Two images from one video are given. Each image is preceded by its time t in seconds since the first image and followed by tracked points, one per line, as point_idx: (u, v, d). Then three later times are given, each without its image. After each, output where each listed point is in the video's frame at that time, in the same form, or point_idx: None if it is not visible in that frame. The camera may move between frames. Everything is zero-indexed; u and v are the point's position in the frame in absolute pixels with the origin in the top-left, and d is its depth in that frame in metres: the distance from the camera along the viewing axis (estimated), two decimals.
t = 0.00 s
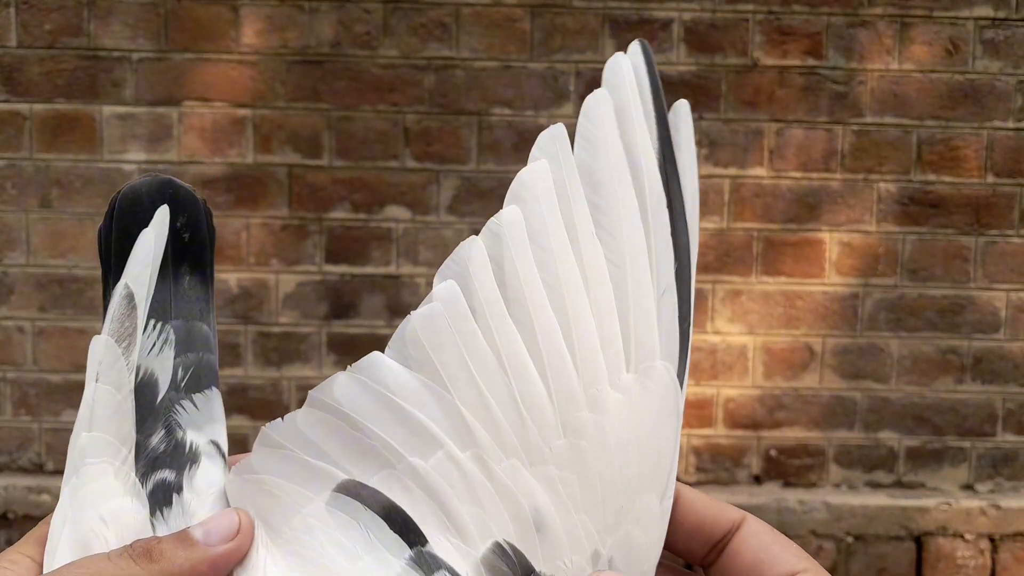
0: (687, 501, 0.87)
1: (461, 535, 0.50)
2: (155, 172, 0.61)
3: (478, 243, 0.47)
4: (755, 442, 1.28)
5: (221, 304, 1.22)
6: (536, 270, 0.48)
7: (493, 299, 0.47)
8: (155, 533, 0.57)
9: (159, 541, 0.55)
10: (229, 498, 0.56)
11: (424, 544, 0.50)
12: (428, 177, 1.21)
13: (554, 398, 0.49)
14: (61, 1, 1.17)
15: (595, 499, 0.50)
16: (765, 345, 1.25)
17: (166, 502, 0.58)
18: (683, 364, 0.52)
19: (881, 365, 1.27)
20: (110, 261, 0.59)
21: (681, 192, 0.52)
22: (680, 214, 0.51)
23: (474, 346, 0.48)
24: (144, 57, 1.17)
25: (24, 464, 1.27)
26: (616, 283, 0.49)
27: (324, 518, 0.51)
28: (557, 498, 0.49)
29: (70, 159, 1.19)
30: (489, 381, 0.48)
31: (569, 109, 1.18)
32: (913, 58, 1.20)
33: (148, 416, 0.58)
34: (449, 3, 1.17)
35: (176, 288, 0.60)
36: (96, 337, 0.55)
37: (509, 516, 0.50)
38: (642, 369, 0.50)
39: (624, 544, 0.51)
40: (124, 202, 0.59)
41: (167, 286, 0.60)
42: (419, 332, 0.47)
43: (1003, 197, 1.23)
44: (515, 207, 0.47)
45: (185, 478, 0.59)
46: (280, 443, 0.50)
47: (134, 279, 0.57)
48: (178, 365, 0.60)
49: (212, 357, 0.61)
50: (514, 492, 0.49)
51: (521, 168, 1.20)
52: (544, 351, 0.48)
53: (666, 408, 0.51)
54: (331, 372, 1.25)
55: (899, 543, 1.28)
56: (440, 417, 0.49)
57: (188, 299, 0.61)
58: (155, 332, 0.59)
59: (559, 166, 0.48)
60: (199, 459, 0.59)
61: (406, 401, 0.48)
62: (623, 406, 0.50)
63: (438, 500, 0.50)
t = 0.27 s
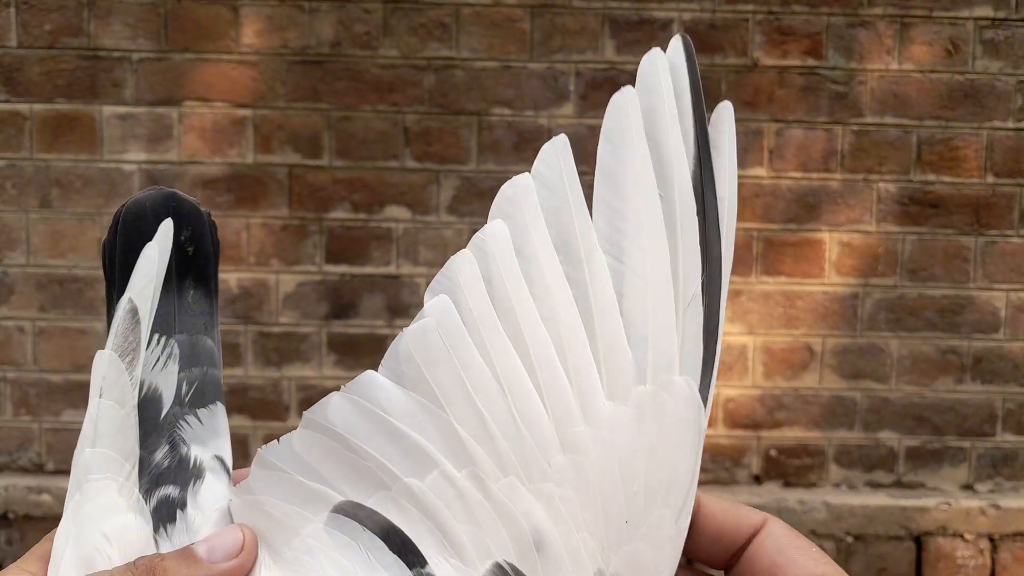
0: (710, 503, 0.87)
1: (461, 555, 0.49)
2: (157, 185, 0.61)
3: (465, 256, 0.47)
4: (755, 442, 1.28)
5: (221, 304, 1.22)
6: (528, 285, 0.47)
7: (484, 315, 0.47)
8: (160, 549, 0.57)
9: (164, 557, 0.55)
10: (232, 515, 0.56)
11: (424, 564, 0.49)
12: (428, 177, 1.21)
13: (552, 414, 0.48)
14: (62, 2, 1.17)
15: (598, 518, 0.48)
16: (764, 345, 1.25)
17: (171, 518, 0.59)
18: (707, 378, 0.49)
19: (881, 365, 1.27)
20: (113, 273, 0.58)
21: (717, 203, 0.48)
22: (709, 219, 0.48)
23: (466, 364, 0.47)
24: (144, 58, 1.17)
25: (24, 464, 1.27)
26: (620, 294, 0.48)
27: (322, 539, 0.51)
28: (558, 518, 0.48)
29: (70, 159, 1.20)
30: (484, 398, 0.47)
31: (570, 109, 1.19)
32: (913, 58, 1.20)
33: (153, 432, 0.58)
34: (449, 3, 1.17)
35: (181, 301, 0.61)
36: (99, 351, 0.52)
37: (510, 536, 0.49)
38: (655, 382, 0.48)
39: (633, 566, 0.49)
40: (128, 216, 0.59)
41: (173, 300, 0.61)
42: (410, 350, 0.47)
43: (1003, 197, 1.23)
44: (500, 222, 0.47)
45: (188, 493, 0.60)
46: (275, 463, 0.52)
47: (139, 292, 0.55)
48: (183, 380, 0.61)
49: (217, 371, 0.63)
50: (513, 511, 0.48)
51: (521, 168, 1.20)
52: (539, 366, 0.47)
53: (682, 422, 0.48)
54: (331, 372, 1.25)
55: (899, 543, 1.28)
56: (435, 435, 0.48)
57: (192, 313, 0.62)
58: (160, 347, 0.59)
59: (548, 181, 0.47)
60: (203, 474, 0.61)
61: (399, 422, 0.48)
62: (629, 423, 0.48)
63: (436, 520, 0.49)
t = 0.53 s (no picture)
0: (738, 499, 0.85)
1: (470, 561, 0.47)
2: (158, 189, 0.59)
3: (487, 255, 0.45)
4: (755, 442, 1.28)
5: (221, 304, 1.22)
6: (544, 282, 0.45)
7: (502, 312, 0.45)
8: (163, 557, 0.55)
9: (168, 564, 0.53)
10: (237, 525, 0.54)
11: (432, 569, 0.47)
12: (428, 177, 1.21)
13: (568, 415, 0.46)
14: (61, 1, 1.17)
15: (613, 524, 0.46)
16: (764, 345, 1.25)
17: (174, 524, 0.56)
18: (711, 376, 0.48)
19: (881, 365, 1.27)
20: (113, 278, 0.56)
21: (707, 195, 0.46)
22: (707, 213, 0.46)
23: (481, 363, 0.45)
24: (144, 58, 1.17)
25: (24, 464, 1.27)
26: (636, 291, 0.46)
27: (330, 546, 0.48)
28: (571, 523, 0.46)
29: (70, 159, 1.20)
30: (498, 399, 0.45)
31: (570, 110, 1.19)
32: (913, 58, 1.20)
33: (156, 437, 0.56)
34: (449, 3, 1.17)
35: (182, 306, 0.59)
36: (102, 356, 0.51)
37: (521, 542, 0.47)
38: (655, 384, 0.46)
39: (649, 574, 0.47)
40: (129, 220, 0.57)
41: (174, 304, 0.59)
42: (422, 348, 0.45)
43: (1003, 197, 1.23)
44: (523, 223, 0.45)
45: (191, 499, 0.58)
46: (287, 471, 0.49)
47: (139, 297, 0.54)
48: (184, 386, 0.59)
49: (219, 376, 0.61)
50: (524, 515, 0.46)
51: (521, 168, 1.20)
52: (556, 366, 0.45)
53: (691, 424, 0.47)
54: (331, 372, 1.25)
55: (898, 543, 1.28)
56: (446, 437, 0.46)
57: (194, 318, 0.60)
58: (162, 352, 0.58)
59: (569, 170, 0.45)
60: (206, 480, 0.59)
61: (409, 422, 0.46)
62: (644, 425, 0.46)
63: (444, 523, 0.47)
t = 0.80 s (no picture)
0: (706, 505, 0.86)
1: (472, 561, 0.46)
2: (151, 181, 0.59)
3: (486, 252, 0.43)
4: (755, 442, 1.28)
5: (221, 304, 1.22)
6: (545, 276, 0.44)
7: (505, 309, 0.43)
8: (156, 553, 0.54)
9: (160, 560, 0.52)
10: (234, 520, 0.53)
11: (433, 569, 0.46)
12: (428, 177, 1.21)
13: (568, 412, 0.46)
14: (61, 1, 1.17)
15: (616, 520, 0.46)
16: (765, 345, 1.25)
17: (168, 520, 0.55)
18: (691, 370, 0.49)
19: (881, 365, 1.27)
20: (107, 273, 0.58)
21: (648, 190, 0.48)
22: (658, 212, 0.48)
23: (483, 363, 0.44)
24: (144, 58, 1.17)
25: (24, 463, 1.27)
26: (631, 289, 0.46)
27: (329, 544, 0.47)
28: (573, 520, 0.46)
29: (70, 159, 1.19)
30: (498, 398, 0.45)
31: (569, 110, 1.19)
32: (913, 58, 1.20)
33: (148, 432, 0.56)
34: (449, 3, 1.17)
35: (176, 299, 0.60)
36: (93, 351, 0.52)
37: (522, 540, 0.46)
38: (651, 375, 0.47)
39: (651, 570, 0.48)
40: (121, 213, 0.57)
41: (167, 298, 0.59)
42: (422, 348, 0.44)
43: (1003, 197, 1.23)
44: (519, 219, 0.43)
45: (185, 494, 0.56)
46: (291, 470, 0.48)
47: (132, 292, 0.55)
48: (178, 380, 0.59)
49: (213, 370, 0.62)
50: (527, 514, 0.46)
51: (521, 168, 1.20)
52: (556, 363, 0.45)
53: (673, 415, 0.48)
54: (331, 372, 1.25)
55: (898, 543, 1.28)
56: (446, 435, 0.46)
57: (188, 312, 0.61)
58: (155, 346, 0.58)
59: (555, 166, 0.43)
60: (200, 475, 0.58)
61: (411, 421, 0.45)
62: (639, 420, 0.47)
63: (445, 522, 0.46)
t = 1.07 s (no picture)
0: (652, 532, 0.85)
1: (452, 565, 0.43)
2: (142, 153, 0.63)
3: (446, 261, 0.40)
4: (755, 442, 1.28)
5: (221, 303, 1.22)
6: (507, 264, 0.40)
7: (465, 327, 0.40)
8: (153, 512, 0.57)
9: (158, 518, 0.56)
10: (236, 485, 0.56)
11: (421, 553, 0.44)
12: (428, 177, 1.21)
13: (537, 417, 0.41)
14: (61, 1, 1.17)
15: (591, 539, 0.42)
16: (765, 345, 1.25)
17: (163, 482, 0.58)
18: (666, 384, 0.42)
19: (881, 365, 1.27)
20: (98, 241, 0.61)
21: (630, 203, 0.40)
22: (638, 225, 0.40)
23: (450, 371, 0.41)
24: (144, 58, 1.17)
25: (24, 463, 1.27)
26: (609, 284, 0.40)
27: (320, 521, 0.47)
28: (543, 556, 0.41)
29: (70, 159, 1.19)
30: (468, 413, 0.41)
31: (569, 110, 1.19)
32: (913, 58, 1.20)
33: (142, 397, 0.58)
34: (449, 3, 1.17)
35: (166, 266, 0.63)
36: (83, 316, 0.55)
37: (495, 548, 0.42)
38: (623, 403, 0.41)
39: None
40: (111, 181, 0.61)
41: (158, 264, 0.62)
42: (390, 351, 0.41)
43: (1003, 197, 1.23)
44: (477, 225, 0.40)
45: (181, 457, 0.58)
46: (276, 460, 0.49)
47: (122, 257, 0.57)
48: (171, 345, 0.61)
49: (205, 336, 0.63)
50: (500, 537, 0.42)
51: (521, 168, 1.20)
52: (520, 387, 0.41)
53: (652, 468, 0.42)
54: (331, 372, 1.25)
55: (899, 543, 1.28)
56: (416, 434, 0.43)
57: (179, 279, 0.63)
58: (147, 312, 0.60)
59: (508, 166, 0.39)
60: (195, 439, 0.59)
61: (389, 418, 0.43)
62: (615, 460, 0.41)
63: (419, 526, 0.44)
